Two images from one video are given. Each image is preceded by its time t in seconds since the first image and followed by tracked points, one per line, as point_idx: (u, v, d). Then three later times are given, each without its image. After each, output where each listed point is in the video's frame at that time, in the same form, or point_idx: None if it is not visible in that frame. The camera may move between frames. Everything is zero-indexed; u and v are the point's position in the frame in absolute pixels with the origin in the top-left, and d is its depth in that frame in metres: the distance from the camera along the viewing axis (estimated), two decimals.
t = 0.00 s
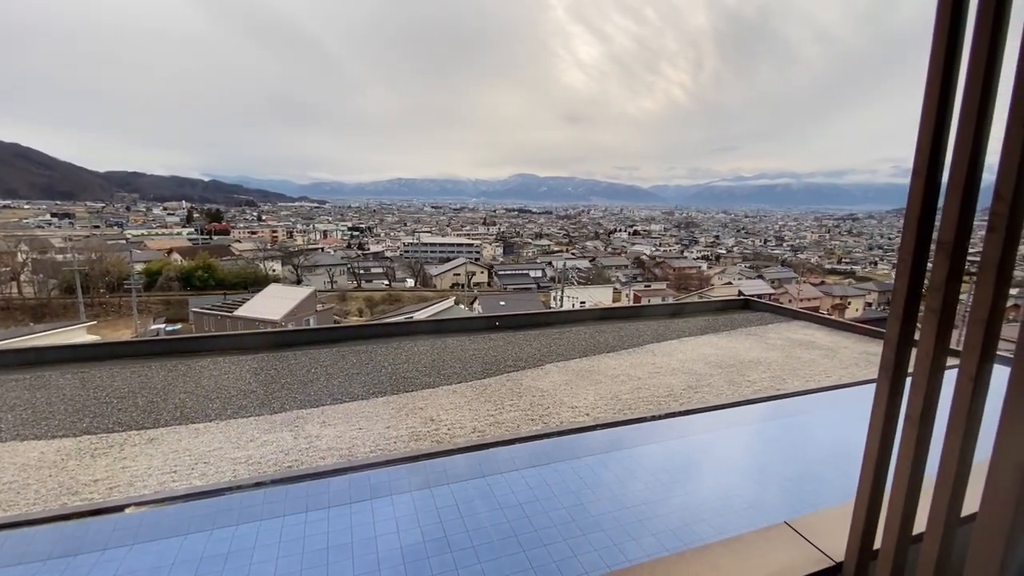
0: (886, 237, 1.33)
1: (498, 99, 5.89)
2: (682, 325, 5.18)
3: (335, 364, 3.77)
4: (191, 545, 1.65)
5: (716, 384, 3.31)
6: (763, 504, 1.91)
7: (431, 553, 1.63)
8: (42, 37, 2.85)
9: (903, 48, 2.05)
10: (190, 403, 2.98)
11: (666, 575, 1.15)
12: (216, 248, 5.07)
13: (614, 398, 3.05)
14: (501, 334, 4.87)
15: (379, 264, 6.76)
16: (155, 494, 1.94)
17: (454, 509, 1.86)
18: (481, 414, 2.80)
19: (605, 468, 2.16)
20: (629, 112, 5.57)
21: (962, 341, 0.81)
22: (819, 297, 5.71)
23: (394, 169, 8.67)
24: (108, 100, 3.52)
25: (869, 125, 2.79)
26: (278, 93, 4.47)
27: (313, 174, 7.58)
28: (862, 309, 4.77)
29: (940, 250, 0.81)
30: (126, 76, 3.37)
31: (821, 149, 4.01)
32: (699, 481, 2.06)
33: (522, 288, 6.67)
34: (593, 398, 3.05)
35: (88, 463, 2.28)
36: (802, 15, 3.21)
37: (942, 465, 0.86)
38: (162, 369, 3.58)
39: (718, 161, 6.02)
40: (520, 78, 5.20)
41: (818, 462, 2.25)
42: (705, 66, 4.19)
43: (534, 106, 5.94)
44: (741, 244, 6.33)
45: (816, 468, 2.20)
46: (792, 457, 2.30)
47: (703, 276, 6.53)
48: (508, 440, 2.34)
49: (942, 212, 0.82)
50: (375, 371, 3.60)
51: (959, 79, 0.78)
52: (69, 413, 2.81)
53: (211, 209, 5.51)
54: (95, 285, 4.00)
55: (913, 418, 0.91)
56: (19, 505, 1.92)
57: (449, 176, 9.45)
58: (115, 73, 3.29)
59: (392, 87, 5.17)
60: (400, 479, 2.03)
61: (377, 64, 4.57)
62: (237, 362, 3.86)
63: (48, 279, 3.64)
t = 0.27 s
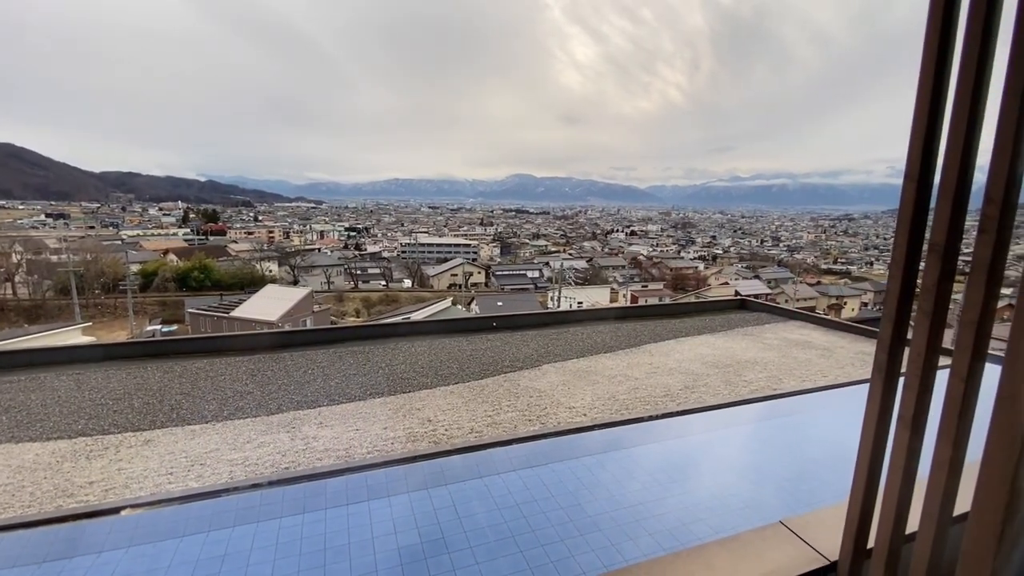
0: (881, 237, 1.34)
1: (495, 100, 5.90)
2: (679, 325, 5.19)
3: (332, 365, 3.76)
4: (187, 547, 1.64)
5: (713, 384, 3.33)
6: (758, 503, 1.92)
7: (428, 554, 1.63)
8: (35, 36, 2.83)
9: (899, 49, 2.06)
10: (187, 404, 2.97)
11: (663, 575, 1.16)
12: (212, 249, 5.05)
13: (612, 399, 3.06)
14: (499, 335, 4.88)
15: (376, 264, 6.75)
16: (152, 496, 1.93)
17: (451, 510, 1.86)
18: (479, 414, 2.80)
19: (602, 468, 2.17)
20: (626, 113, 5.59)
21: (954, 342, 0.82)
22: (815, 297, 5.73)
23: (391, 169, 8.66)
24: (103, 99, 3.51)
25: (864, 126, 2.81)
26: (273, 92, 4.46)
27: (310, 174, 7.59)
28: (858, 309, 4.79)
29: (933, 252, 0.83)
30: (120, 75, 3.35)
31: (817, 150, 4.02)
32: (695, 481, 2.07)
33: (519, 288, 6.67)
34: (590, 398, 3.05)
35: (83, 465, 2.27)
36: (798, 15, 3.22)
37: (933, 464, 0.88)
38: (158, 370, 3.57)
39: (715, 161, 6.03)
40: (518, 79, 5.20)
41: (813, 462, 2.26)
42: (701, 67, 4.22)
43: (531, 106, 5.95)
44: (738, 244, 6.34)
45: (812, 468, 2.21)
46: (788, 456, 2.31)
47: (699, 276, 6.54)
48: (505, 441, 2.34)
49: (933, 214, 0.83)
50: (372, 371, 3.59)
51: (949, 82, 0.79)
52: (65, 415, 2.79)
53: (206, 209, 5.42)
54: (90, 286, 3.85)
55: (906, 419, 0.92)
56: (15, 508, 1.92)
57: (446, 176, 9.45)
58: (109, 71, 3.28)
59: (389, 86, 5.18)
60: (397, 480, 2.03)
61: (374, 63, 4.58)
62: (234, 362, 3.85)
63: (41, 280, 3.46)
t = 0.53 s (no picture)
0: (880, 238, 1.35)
1: (494, 101, 5.91)
2: (677, 326, 5.20)
3: (330, 365, 3.76)
4: (186, 548, 1.64)
5: (712, 384, 3.33)
6: (757, 504, 1.92)
7: (426, 555, 1.63)
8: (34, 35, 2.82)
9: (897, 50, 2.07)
10: (185, 405, 2.96)
11: None
12: (210, 249, 5.04)
13: (611, 399, 3.06)
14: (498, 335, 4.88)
15: (375, 265, 6.75)
16: (151, 497, 1.93)
17: (450, 510, 1.86)
18: (479, 415, 2.80)
19: (601, 469, 2.17)
20: (625, 113, 5.60)
21: (951, 342, 0.82)
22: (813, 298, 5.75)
23: (390, 169, 8.66)
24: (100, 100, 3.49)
25: (862, 127, 2.82)
26: (272, 93, 4.46)
27: (309, 175, 7.59)
28: (856, 309, 4.81)
29: (929, 253, 0.83)
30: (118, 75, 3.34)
31: (815, 150, 4.02)
32: (694, 482, 2.07)
33: (518, 289, 6.67)
34: (589, 399, 3.06)
35: (82, 466, 2.26)
36: (796, 16, 3.23)
37: (931, 467, 0.88)
38: (157, 371, 3.56)
39: (714, 162, 6.04)
40: (516, 79, 5.21)
41: (812, 462, 2.27)
42: (699, 69, 4.24)
43: (530, 107, 5.96)
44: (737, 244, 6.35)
45: (811, 469, 2.21)
46: (787, 456, 2.32)
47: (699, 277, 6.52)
48: (505, 441, 2.34)
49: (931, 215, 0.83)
50: (371, 372, 3.59)
51: (947, 82, 0.80)
52: (64, 416, 2.79)
53: (205, 210, 5.66)
54: (88, 287, 3.92)
55: (903, 423, 0.92)
56: (13, 510, 1.91)
57: (445, 177, 9.45)
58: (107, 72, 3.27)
59: (389, 87, 5.18)
60: (396, 481, 2.03)
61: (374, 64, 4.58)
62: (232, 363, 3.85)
63: (40, 281, 3.56)
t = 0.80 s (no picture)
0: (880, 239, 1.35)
1: (494, 101, 5.91)
2: (677, 327, 5.20)
3: (331, 366, 3.76)
4: (186, 549, 1.64)
5: (712, 385, 3.33)
6: (757, 504, 1.92)
7: (426, 556, 1.63)
8: (35, 35, 2.83)
9: (899, 51, 2.06)
10: (186, 406, 2.96)
11: None
12: (211, 251, 5.04)
13: (611, 400, 3.06)
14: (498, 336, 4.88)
15: (375, 266, 6.74)
16: (152, 498, 1.93)
17: (450, 512, 1.86)
18: (479, 416, 2.80)
19: (601, 470, 2.17)
20: (624, 114, 5.60)
21: (951, 344, 0.82)
22: (813, 299, 5.76)
23: (390, 170, 8.67)
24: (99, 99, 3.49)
25: (862, 128, 2.83)
26: (272, 93, 4.46)
27: (308, 175, 7.59)
28: (856, 311, 4.82)
29: (929, 255, 0.83)
30: (118, 76, 3.35)
31: (814, 151, 4.03)
32: (694, 483, 2.07)
33: (518, 290, 6.67)
34: (590, 400, 3.05)
35: (82, 467, 2.26)
36: (795, 18, 3.25)
37: (930, 469, 0.88)
38: (157, 372, 3.57)
39: (714, 163, 6.04)
40: (516, 80, 5.21)
41: (812, 463, 2.27)
42: (699, 69, 4.24)
43: (530, 108, 5.96)
44: (737, 245, 6.34)
45: (811, 469, 2.21)
46: (787, 457, 2.32)
47: (698, 277, 6.60)
48: (505, 443, 2.34)
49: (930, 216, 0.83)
50: (371, 373, 3.59)
51: (946, 82, 0.80)
52: (64, 417, 2.79)
53: (204, 209, 5.54)
54: (88, 288, 3.92)
55: (902, 426, 0.93)
56: (13, 510, 1.91)
57: (446, 178, 9.46)
58: (107, 72, 3.27)
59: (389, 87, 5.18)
60: (397, 482, 2.03)
61: (374, 65, 4.58)
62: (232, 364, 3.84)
63: (39, 282, 3.57)
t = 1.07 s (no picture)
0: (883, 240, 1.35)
1: (495, 103, 5.92)
2: (679, 329, 5.19)
3: (333, 368, 3.77)
4: (189, 550, 1.64)
5: (714, 387, 3.33)
6: (759, 507, 1.92)
7: (427, 557, 1.63)
8: (35, 35, 2.84)
9: (901, 53, 2.06)
10: (187, 407, 2.97)
11: None
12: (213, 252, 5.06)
13: (612, 402, 3.06)
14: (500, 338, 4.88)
15: (377, 267, 6.75)
16: (154, 499, 1.93)
17: (452, 513, 1.86)
18: (480, 418, 2.80)
19: (603, 472, 2.17)
20: (626, 116, 5.61)
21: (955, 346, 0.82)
22: (815, 301, 5.75)
23: (391, 172, 8.67)
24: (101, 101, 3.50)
25: (863, 130, 2.83)
26: (273, 94, 4.47)
27: (310, 177, 7.61)
28: (858, 313, 4.81)
29: (932, 258, 0.83)
30: (120, 78, 3.37)
31: (815, 153, 4.02)
32: (696, 485, 2.07)
33: (520, 291, 6.67)
34: (591, 402, 3.05)
35: (84, 468, 2.26)
36: (796, 20, 3.25)
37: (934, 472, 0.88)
38: (159, 373, 3.58)
39: (715, 164, 6.04)
40: (518, 82, 5.23)
41: (814, 465, 2.26)
42: (700, 71, 4.25)
43: (531, 110, 5.97)
44: (738, 247, 6.34)
45: (813, 471, 2.21)
46: (789, 459, 2.31)
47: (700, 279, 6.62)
48: (507, 444, 2.34)
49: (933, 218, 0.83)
50: (373, 375, 3.59)
51: (949, 84, 0.80)
52: (66, 418, 2.80)
53: (206, 211, 5.48)
54: (91, 288, 3.88)
55: (906, 430, 0.93)
56: (16, 511, 1.92)
57: (447, 180, 9.47)
58: (109, 74, 3.29)
59: (390, 89, 5.19)
60: (398, 483, 2.03)
61: (375, 66, 4.59)
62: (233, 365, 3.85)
63: (41, 283, 3.55)
